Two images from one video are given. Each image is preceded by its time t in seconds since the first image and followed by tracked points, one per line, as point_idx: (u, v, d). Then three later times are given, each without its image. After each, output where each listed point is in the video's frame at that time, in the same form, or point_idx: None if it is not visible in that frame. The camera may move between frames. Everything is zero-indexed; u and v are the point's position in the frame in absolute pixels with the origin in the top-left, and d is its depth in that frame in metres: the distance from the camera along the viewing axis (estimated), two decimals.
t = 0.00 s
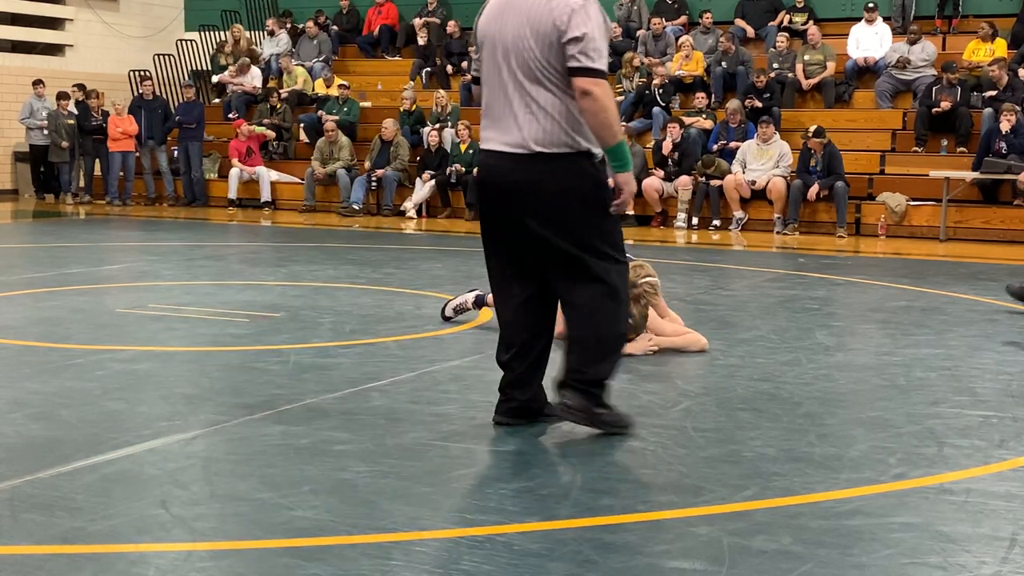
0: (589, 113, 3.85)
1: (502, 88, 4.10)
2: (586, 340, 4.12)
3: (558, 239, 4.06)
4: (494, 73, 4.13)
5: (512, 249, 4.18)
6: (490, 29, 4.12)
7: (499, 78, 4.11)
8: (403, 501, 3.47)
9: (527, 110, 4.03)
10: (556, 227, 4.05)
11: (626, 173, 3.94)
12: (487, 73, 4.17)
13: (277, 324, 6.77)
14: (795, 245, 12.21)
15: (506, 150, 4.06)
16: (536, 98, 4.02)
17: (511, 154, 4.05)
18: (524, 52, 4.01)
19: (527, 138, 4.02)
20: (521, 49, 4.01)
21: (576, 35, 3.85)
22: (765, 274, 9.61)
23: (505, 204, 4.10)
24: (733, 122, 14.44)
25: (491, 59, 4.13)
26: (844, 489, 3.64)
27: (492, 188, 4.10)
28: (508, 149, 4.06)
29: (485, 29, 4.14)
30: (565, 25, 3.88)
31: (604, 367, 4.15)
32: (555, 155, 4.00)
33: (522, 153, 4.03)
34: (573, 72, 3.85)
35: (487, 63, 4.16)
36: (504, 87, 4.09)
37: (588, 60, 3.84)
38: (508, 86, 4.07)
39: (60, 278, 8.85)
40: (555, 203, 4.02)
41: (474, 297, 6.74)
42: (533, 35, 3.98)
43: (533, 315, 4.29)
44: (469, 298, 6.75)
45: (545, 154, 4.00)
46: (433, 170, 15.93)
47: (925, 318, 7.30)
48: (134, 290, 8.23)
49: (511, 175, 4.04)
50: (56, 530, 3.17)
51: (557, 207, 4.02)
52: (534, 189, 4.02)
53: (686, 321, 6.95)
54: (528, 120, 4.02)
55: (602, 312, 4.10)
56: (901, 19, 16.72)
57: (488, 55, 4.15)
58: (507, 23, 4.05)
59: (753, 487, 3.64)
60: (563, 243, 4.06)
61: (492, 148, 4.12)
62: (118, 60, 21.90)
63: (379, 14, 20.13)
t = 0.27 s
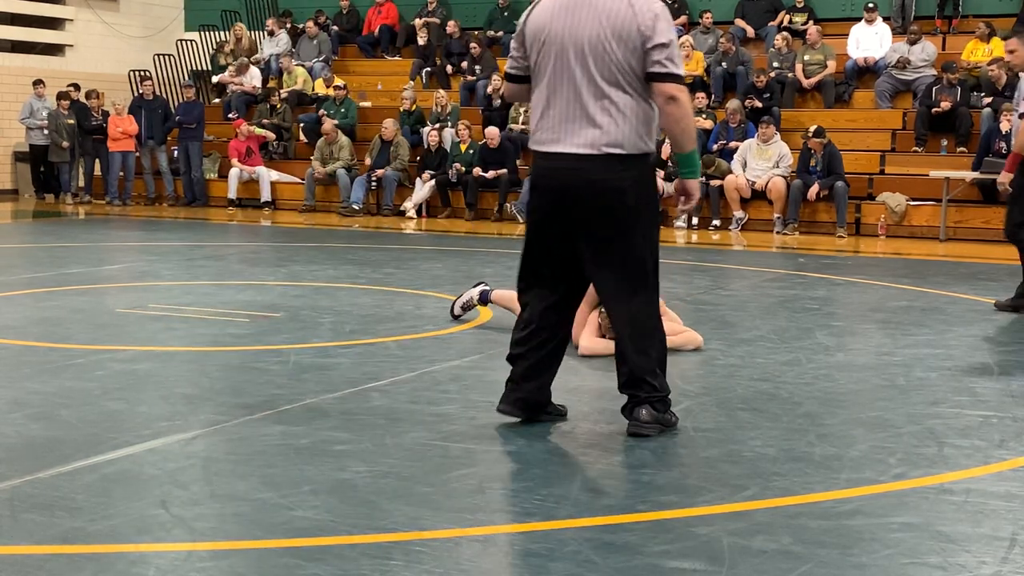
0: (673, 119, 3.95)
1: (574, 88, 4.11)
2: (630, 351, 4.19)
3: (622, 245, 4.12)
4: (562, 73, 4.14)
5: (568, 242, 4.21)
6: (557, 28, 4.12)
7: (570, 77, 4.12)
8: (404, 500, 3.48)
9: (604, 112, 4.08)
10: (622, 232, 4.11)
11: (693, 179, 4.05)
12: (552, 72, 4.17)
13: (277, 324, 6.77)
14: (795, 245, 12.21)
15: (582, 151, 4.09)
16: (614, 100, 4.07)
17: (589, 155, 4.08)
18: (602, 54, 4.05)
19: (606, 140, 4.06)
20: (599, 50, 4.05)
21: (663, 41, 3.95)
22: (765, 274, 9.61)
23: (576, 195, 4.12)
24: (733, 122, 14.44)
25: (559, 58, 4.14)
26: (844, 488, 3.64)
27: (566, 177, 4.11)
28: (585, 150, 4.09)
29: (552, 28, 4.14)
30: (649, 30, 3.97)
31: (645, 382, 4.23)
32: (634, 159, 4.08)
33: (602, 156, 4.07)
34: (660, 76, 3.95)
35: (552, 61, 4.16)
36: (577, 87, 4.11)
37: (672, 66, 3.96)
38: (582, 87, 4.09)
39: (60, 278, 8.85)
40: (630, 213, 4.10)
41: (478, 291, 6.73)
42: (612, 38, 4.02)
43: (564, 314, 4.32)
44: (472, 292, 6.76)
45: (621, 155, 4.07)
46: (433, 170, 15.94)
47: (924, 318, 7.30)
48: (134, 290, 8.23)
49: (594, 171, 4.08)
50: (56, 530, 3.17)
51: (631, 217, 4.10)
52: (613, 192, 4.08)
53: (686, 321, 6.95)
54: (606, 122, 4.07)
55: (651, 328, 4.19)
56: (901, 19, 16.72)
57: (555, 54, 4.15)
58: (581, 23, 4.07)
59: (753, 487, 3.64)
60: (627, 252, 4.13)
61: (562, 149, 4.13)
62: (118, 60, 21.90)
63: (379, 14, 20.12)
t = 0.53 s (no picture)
0: (725, 120, 4.06)
1: (621, 83, 4.14)
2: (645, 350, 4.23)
3: (657, 243, 4.16)
4: (608, 68, 4.16)
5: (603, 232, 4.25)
6: (605, 24, 4.14)
7: (617, 73, 4.14)
8: (403, 500, 3.48)
9: (655, 109, 4.13)
10: (659, 230, 4.15)
11: (738, 179, 4.16)
12: (599, 68, 4.18)
13: (277, 324, 6.77)
14: (795, 245, 12.21)
15: (633, 147, 4.12)
16: (663, 98, 4.13)
17: (638, 152, 4.12)
18: (653, 52, 4.09)
19: (655, 136, 4.11)
20: (649, 47, 4.09)
21: (715, 42, 4.07)
22: (765, 274, 9.61)
23: (615, 188, 4.15)
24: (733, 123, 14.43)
25: (605, 52, 4.16)
26: (844, 489, 3.64)
27: (606, 168, 4.14)
28: (634, 146, 4.12)
29: (598, 23, 4.16)
30: (702, 31, 4.06)
31: (651, 383, 4.25)
32: (678, 158, 4.16)
33: (651, 154, 4.11)
34: (714, 78, 4.07)
35: (597, 56, 4.18)
36: (624, 83, 4.13)
37: (722, 68, 4.08)
38: (630, 82, 4.12)
39: (60, 278, 8.85)
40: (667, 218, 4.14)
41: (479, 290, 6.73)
42: (664, 36, 4.07)
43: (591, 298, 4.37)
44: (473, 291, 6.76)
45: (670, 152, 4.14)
46: (433, 170, 15.94)
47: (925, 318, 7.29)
48: (134, 290, 8.23)
49: (637, 167, 4.11)
50: (56, 530, 3.17)
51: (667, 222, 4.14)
52: (653, 195, 4.11)
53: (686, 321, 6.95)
54: (657, 120, 4.12)
55: (666, 335, 4.21)
56: (901, 19, 16.72)
57: (603, 50, 4.16)
58: (630, 19, 4.10)
59: (753, 487, 3.64)
60: (658, 255, 4.17)
61: (609, 143, 4.15)
62: (118, 60, 21.90)
63: (379, 14, 20.12)
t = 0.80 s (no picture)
0: (736, 124, 4.12)
1: (637, 83, 4.14)
2: (644, 348, 4.24)
3: (668, 243, 4.17)
4: (624, 68, 4.16)
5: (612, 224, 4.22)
6: (622, 24, 4.14)
7: (633, 72, 4.14)
8: (403, 500, 3.47)
9: (671, 110, 4.14)
10: (670, 231, 4.16)
11: (742, 183, 4.27)
12: (615, 68, 4.17)
13: (277, 324, 6.77)
14: (795, 245, 12.21)
15: (650, 146, 4.12)
16: (679, 99, 4.15)
17: (653, 151, 4.12)
18: (671, 53, 4.11)
19: (670, 136, 4.13)
20: (665, 47, 4.11)
21: (730, 46, 4.13)
22: (765, 274, 9.61)
23: (628, 183, 4.14)
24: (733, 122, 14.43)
25: (621, 52, 4.15)
26: (844, 489, 3.64)
27: (621, 163, 4.13)
28: (649, 146, 4.12)
29: (614, 22, 4.16)
30: (718, 34, 4.11)
31: (651, 380, 4.26)
32: (691, 159, 4.19)
33: (665, 153, 4.13)
34: (727, 83, 4.13)
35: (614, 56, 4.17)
36: (640, 83, 4.13)
37: (734, 72, 4.15)
38: (646, 82, 4.12)
39: (60, 278, 8.85)
40: (678, 218, 4.16)
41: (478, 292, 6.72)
42: (682, 37, 4.09)
43: (592, 291, 4.32)
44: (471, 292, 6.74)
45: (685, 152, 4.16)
46: (433, 170, 15.93)
47: (925, 318, 7.29)
48: (134, 290, 8.23)
49: (653, 164, 4.11)
50: (56, 530, 3.17)
51: (677, 223, 4.16)
52: (665, 194, 4.13)
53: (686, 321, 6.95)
54: (673, 120, 4.14)
55: (666, 336, 4.21)
56: (901, 19, 16.71)
57: (620, 50, 4.16)
58: (646, 20, 4.12)
59: (753, 487, 3.64)
60: (666, 256, 4.18)
61: (624, 142, 4.14)
62: (118, 60, 21.90)
63: (379, 14, 20.11)
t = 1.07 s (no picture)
0: (736, 126, 4.12)
1: (638, 85, 4.14)
2: (644, 348, 4.24)
3: (666, 242, 4.16)
4: (625, 69, 4.16)
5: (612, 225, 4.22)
6: (623, 26, 4.14)
7: (634, 73, 4.14)
8: (403, 500, 3.47)
9: (672, 111, 4.14)
10: (669, 230, 4.15)
11: (742, 184, 4.30)
12: (617, 69, 4.17)
13: (277, 324, 6.77)
14: (795, 245, 12.22)
15: (651, 147, 4.12)
16: (680, 100, 4.15)
17: (654, 152, 4.12)
18: (672, 54, 4.11)
19: (671, 137, 4.13)
20: (666, 48, 4.10)
21: (732, 47, 4.13)
22: (765, 274, 9.61)
23: (629, 183, 4.15)
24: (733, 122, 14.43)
25: (621, 53, 4.15)
26: (844, 489, 3.64)
27: (620, 165, 4.14)
28: (650, 147, 4.13)
29: (616, 24, 4.15)
30: (719, 35, 4.11)
31: (651, 380, 4.26)
32: (692, 160, 4.19)
33: (666, 154, 4.13)
34: (728, 84, 4.13)
35: (615, 57, 4.17)
36: (641, 84, 4.13)
37: (734, 74, 4.15)
38: (647, 83, 4.12)
39: (60, 278, 8.85)
40: (678, 220, 4.16)
41: (477, 292, 6.71)
42: (683, 38, 4.10)
43: (592, 292, 4.32)
44: (470, 292, 6.73)
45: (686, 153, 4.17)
46: (433, 170, 15.93)
47: (925, 318, 7.29)
48: (134, 290, 8.23)
49: (654, 164, 4.12)
50: (56, 530, 3.17)
51: (678, 224, 4.16)
52: (666, 194, 4.13)
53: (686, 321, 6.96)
54: (675, 121, 4.14)
55: (665, 337, 4.21)
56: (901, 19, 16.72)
57: (621, 51, 4.16)
58: (647, 21, 4.12)
59: (753, 487, 3.64)
60: (666, 258, 4.18)
61: (627, 144, 4.14)
62: (118, 60, 21.91)
63: (379, 14, 20.12)
